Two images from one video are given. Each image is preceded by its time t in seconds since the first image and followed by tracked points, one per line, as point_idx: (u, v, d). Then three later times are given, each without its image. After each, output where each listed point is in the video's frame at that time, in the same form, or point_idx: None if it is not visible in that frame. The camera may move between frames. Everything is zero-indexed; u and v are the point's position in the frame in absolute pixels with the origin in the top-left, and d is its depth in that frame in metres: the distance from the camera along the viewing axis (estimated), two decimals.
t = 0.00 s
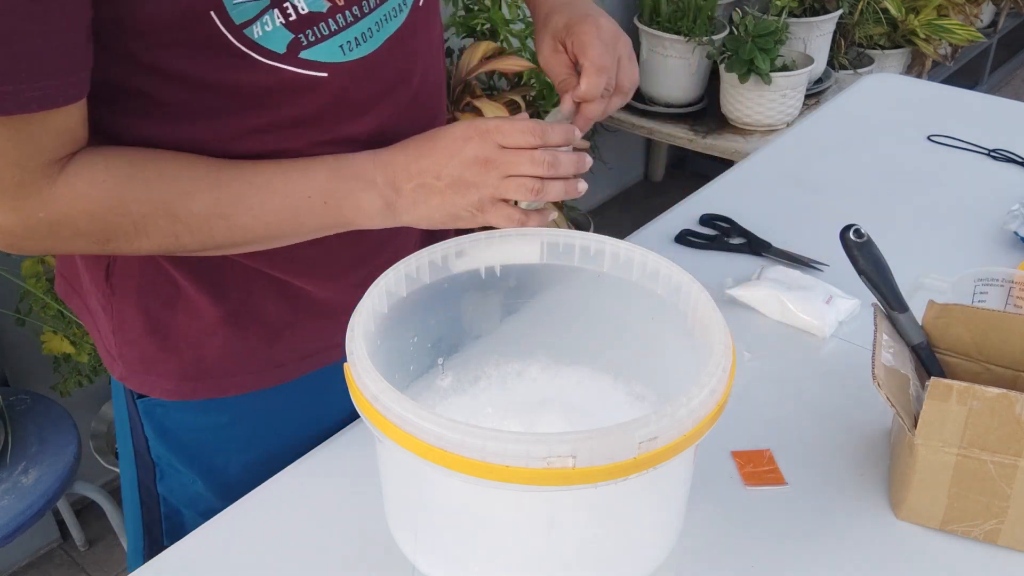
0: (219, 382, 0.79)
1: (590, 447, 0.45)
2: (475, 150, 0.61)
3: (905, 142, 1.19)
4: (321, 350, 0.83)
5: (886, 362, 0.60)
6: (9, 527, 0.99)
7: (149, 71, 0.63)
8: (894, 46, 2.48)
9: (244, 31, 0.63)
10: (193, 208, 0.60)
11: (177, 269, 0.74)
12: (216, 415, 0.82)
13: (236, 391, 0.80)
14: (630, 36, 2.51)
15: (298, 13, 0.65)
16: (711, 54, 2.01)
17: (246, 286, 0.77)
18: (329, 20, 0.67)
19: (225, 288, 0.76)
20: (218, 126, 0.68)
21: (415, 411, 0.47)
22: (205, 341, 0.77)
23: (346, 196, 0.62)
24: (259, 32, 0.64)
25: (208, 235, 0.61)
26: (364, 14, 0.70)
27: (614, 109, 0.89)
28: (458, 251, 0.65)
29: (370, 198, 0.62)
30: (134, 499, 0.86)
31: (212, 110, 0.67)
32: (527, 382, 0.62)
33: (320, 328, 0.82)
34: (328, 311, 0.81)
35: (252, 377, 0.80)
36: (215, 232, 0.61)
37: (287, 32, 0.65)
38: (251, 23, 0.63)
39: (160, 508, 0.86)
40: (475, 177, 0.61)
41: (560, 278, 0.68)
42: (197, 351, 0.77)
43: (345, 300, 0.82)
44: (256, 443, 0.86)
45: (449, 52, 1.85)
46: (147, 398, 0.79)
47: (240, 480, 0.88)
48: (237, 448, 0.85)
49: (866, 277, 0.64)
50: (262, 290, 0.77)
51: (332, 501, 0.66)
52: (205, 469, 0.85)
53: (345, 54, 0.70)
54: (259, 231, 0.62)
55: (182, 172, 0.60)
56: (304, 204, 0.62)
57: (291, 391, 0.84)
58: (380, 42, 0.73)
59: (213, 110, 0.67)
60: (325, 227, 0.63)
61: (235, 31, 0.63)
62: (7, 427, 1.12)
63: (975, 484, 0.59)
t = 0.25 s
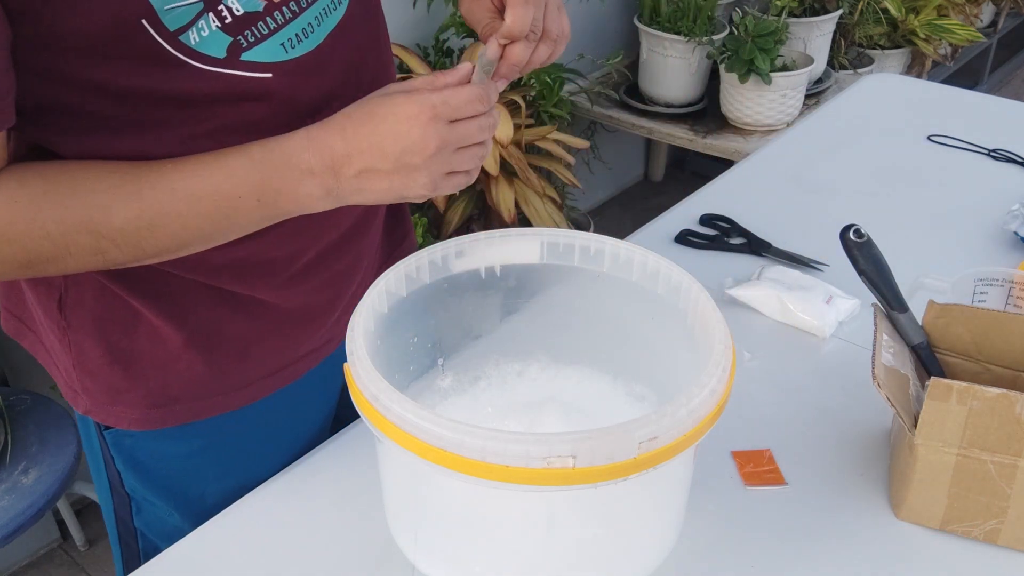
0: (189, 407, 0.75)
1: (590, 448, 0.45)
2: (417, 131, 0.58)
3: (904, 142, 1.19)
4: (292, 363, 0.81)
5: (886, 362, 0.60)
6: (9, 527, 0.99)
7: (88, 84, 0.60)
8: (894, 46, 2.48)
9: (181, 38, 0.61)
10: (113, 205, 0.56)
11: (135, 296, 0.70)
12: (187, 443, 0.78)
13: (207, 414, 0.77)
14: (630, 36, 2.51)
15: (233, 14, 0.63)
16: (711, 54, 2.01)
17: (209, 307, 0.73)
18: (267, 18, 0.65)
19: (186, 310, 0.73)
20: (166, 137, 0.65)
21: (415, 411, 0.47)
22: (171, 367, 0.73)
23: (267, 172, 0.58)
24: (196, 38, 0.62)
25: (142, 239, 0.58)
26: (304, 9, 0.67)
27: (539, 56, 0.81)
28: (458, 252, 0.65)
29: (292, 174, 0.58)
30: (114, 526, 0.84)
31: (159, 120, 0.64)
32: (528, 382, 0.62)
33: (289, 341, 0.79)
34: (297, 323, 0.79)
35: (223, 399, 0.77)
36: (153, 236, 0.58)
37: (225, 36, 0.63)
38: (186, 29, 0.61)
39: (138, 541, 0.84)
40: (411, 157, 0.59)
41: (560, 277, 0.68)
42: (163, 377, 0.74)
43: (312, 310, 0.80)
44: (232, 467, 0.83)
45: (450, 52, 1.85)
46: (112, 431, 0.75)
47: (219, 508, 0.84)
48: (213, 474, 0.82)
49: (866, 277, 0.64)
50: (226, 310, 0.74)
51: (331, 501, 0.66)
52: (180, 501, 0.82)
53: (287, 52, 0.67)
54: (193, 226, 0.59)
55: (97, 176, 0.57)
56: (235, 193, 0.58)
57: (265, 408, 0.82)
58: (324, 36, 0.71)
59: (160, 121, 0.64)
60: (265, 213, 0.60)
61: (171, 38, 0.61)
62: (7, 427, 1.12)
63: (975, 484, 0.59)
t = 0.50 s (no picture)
0: (160, 417, 0.75)
1: (590, 448, 0.45)
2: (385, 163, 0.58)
3: (904, 142, 1.19)
4: (266, 373, 0.80)
5: (886, 362, 0.60)
6: (9, 526, 0.99)
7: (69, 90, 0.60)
8: (894, 46, 2.48)
9: (140, 43, 0.60)
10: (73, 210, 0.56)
11: (103, 306, 0.70)
12: (157, 452, 0.78)
13: (178, 424, 0.76)
14: (630, 36, 2.51)
15: (193, 20, 0.63)
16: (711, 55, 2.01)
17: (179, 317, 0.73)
18: (229, 25, 0.65)
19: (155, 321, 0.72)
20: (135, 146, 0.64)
21: (415, 411, 0.47)
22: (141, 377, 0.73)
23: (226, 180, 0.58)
24: (156, 44, 0.61)
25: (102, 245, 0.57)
26: (268, 15, 0.67)
27: (511, 42, 0.81)
28: (458, 251, 0.65)
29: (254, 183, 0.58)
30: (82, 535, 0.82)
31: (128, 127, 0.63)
32: (527, 382, 0.62)
33: (262, 351, 0.79)
34: (271, 333, 0.79)
35: (195, 409, 0.76)
36: (112, 243, 0.58)
37: (186, 42, 0.63)
38: (146, 34, 0.60)
39: (106, 549, 0.82)
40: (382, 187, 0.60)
41: (560, 277, 0.68)
42: (133, 388, 0.73)
43: (286, 320, 0.80)
44: (204, 476, 0.83)
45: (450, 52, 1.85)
46: (81, 442, 0.74)
47: (190, 515, 0.84)
48: (183, 483, 0.82)
49: (866, 277, 0.64)
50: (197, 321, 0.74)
51: (330, 502, 0.65)
52: (151, 508, 0.81)
53: (249, 59, 0.67)
54: (153, 236, 0.59)
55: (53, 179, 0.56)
56: (196, 201, 0.58)
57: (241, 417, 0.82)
58: (289, 43, 0.70)
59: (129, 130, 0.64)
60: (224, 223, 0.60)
61: (131, 43, 0.60)
62: (7, 427, 1.12)
63: (975, 484, 0.59)
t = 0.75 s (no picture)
0: (141, 421, 0.75)
1: (590, 448, 0.45)
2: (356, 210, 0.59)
3: (904, 142, 1.19)
4: (250, 380, 0.80)
5: (886, 362, 0.60)
6: (9, 526, 0.99)
7: (64, 91, 0.60)
8: (894, 46, 2.48)
9: (118, 37, 0.60)
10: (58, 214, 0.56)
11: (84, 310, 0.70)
12: (139, 457, 0.77)
13: (159, 429, 0.76)
14: (630, 36, 2.51)
15: (171, 17, 0.63)
16: (710, 55, 2.01)
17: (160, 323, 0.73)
18: (208, 22, 0.65)
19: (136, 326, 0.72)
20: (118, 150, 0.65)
21: (414, 411, 0.47)
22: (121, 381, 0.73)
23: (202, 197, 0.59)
24: (135, 40, 0.61)
25: (79, 252, 0.58)
26: (250, 13, 0.67)
27: (513, 23, 0.80)
28: (457, 252, 0.65)
29: (229, 199, 0.59)
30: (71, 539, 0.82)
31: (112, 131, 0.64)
32: (527, 382, 0.62)
33: (245, 358, 0.79)
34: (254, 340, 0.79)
35: (176, 414, 0.76)
36: (89, 250, 0.58)
37: (166, 38, 0.63)
38: (124, 27, 0.60)
39: (96, 551, 0.82)
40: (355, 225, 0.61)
41: (560, 277, 0.68)
42: (113, 392, 0.73)
43: (269, 328, 0.80)
44: (189, 480, 0.82)
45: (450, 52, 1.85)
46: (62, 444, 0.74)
47: (178, 519, 0.84)
48: (168, 488, 0.81)
49: (866, 277, 0.64)
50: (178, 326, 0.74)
51: (329, 502, 0.65)
52: (138, 513, 0.81)
53: (229, 58, 0.67)
54: (128, 243, 0.59)
55: (33, 185, 0.56)
56: (172, 210, 0.59)
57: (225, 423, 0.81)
58: (272, 43, 0.70)
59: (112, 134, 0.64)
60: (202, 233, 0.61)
61: (109, 38, 0.60)
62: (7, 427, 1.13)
63: (975, 484, 0.59)
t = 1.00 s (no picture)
0: (152, 416, 0.75)
1: (590, 448, 0.45)
2: (349, 192, 0.59)
3: (904, 142, 1.19)
4: (261, 375, 0.80)
5: (886, 362, 0.60)
6: (9, 526, 0.99)
7: (65, 74, 0.60)
8: (894, 46, 2.48)
9: (118, 15, 0.60)
10: (54, 192, 0.56)
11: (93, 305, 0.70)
12: (150, 452, 0.77)
13: (170, 424, 0.76)
14: (630, 36, 2.51)
15: None
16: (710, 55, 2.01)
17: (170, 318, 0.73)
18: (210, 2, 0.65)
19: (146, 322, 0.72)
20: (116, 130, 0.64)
21: (414, 411, 0.47)
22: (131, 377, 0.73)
23: (197, 176, 0.59)
24: (136, 18, 0.61)
25: (73, 229, 0.58)
26: None
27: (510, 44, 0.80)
28: (457, 251, 0.65)
29: (224, 176, 0.59)
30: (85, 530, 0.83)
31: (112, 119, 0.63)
32: (527, 383, 0.62)
33: (255, 353, 0.79)
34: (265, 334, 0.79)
35: (187, 408, 0.76)
36: (84, 232, 0.58)
37: (167, 17, 0.63)
38: (124, 5, 0.60)
39: (111, 546, 0.83)
40: (346, 211, 0.61)
41: (560, 277, 0.68)
42: (123, 386, 0.73)
43: (280, 322, 0.79)
44: (203, 475, 0.82)
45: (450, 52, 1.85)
46: (75, 440, 0.75)
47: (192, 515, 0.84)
48: (182, 484, 0.81)
49: (866, 278, 0.64)
50: (188, 323, 0.74)
51: (330, 502, 0.65)
52: (151, 508, 0.81)
53: (232, 37, 0.66)
54: (122, 225, 0.59)
55: (33, 161, 0.57)
56: (168, 187, 0.59)
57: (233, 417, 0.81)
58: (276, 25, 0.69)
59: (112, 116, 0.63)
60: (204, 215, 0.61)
61: (109, 15, 0.60)
62: (7, 427, 1.13)
63: (975, 484, 0.59)
